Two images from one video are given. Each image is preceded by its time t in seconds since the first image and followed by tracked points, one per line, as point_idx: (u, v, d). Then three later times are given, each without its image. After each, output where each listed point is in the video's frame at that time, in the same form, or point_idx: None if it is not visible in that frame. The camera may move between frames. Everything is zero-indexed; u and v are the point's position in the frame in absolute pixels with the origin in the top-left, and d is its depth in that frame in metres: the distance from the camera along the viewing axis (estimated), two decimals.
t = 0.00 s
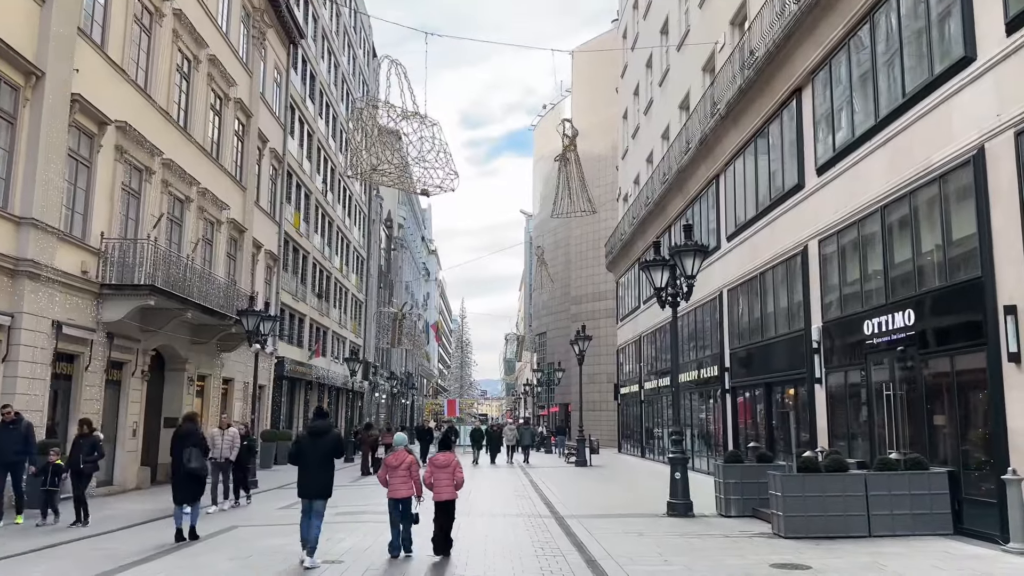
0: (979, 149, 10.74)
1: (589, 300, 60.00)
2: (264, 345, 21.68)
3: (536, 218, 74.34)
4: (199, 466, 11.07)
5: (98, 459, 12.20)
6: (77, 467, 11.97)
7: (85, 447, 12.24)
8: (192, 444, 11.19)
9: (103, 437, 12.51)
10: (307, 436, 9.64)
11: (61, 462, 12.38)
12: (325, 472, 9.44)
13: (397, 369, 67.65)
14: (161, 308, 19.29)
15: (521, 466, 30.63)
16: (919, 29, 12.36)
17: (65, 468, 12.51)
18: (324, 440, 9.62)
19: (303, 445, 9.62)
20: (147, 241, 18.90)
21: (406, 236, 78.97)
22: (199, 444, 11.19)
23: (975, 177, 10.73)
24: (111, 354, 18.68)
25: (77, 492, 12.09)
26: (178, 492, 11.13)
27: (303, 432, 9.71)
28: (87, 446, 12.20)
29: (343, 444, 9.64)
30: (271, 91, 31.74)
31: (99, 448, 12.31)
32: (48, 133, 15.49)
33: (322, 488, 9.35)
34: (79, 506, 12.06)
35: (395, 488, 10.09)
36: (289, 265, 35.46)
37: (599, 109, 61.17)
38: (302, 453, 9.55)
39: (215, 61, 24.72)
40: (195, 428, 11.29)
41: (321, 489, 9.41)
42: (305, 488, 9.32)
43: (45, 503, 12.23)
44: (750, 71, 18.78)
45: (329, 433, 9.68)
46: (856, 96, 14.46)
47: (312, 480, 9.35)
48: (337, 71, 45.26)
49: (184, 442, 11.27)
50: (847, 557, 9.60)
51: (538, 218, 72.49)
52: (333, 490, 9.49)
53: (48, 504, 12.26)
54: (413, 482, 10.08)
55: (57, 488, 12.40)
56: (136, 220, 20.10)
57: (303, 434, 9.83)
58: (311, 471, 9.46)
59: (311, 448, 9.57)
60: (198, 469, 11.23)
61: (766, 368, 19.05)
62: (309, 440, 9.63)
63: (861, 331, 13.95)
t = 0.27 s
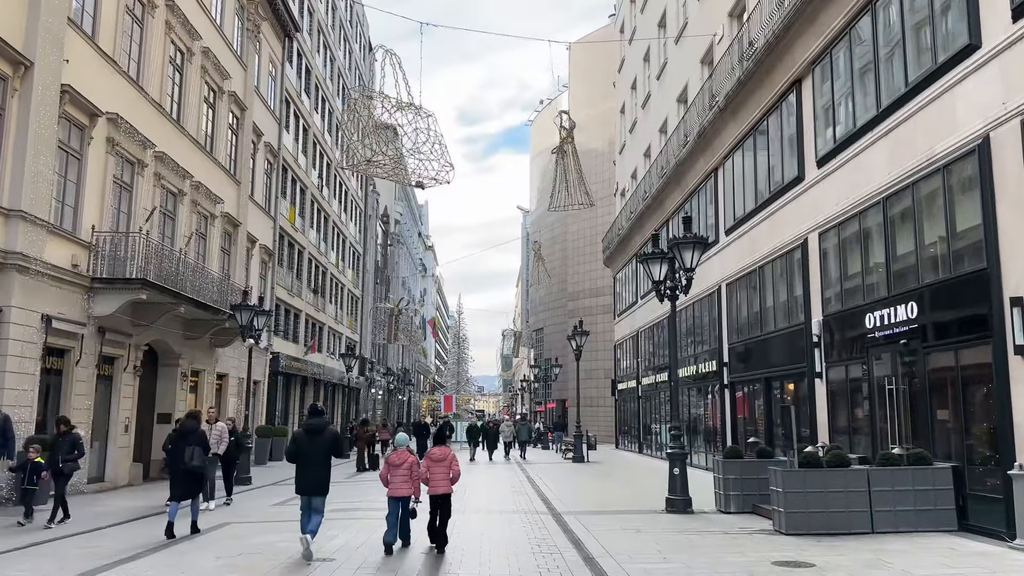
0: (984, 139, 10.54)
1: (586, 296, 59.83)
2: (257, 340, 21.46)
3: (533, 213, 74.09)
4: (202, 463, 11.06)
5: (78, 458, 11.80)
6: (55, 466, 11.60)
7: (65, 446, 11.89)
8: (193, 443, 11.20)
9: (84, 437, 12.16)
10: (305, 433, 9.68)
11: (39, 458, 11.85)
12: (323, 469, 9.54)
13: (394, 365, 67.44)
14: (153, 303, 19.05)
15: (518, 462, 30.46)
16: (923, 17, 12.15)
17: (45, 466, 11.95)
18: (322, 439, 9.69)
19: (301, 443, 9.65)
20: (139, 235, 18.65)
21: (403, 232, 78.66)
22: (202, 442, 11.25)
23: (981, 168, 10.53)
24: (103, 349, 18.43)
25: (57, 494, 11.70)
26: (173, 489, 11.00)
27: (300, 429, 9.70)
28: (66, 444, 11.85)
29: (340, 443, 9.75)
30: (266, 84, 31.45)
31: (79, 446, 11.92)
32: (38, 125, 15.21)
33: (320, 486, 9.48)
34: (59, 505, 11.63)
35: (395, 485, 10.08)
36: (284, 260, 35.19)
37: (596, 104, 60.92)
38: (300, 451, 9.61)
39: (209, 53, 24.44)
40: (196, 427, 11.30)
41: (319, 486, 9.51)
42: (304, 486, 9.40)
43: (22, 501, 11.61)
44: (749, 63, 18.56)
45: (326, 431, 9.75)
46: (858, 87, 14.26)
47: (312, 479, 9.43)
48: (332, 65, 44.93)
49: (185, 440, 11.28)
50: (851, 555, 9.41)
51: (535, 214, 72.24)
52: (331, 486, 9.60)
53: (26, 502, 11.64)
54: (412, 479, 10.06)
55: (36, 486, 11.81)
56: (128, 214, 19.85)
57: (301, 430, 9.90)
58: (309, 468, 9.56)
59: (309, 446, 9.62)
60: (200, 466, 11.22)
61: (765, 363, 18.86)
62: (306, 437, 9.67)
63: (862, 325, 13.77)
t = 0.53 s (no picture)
0: (998, 129, 10.28)
1: (588, 292, 59.60)
2: (256, 336, 21.24)
3: (534, 209, 73.81)
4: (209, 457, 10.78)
5: (65, 454, 11.67)
6: (42, 464, 11.44)
7: (50, 443, 11.75)
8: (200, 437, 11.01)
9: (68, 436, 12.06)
10: (307, 429, 9.66)
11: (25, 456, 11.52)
12: (327, 463, 9.49)
13: (395, 362, 67.26)
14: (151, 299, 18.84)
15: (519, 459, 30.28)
16: (933, 5, 11.89)
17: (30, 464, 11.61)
18: (324, 433, 9.64)
19: (304, 439, 9.65)
20: (135, 231, 18.43)
21: (403, 228, 78.36)
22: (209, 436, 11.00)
23: (994, 159, 10.28)
24: (99, 346, 18.21)
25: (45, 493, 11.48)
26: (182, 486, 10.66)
27: (302, 427, 9.72)
28: (52, 441, 11.71)
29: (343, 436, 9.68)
30: (264, 79, 31.20)
31: (65, 442, 11.82)
32: (31, 118, 14.95)
33: (325, 480, 9.42)
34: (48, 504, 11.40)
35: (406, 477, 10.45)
36: (284, 257, 34.95)
37: (597, 99, 60.63)
38: (303, 446, 9.60)
39: (206, 47, 24.18)
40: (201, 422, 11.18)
41: (323, 480, 9.46)
42: (307, 481, 9.37)
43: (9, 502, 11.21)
44: (754, 54, 18.30)
45: (328, 426, 9.69)
46: (865, 78, 14.01)
47: (314, 473, 9.40)
48: (332, 60, 44.65)
49: (192, 435, 11.05)
50: (861, 555, 9.19)
51: (536, 210, 71.97)
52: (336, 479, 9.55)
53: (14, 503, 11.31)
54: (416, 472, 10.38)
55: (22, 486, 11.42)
56: (124, 209, 19.62)
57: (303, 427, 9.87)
58: (312, 462, 9.51)
59: (311, 441, 9.60)
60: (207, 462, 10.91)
61: (769, 359, 18.63)
62: (309, 433, 9.65)
63: (869, 320, 13.55)
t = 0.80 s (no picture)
0: (1021, 113, 9.99)
1: (596, 286, 59.35)
2: (264, 331, 21.08)
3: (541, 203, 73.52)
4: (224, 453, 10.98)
5: (61, 451, 11.21)
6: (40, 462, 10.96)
7: (47, 440, 11.26)
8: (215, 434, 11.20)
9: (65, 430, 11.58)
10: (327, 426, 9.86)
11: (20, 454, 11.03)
12: (346, 459, 9.70)
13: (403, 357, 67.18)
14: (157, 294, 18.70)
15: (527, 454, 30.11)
16: None
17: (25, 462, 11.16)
18: (343, 430, 9.83)
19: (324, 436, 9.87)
20: (142, 225, 18.28)
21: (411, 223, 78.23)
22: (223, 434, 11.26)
23: (1017, 145, 10.00)
24: (105, 341, 18.08)
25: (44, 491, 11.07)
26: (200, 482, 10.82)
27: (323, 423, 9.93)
28: (48, 438, 11.23)
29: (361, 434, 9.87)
30: (271, 73, 31.02)
31: (63, 439, 11.33)
32: (35, 111, 14.77)
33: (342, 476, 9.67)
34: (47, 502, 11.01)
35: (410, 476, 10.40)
36: (291, 252, 34.80)
37: (605, 92, 60.28)
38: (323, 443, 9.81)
39: (211, 40, 24.00)
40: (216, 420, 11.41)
41: (341, 475, 9.70)
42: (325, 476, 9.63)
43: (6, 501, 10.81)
44: (766, 43, 18.00)
45: (347, 423, 9.88)
46: (881, 64, 13.72)
47: (332, 469, 9.63)
48: (338, 54, 44.44)
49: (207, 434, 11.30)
50: (881, 551, 8.96)
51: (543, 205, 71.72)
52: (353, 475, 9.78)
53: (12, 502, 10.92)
54: (427, 469, 10.37)
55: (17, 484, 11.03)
56: (130, 203, 19.48)
57: (323, 422, 10.08)
58: (331, 457, 9.72)
59: (330, 438, 9.80)
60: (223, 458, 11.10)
61: (782, 352, 18.37)
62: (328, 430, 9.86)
63: (886, 312, 13.30)
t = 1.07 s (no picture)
0: None
1: (612, 280, 59.03)
2: (280, 327, 20.94)
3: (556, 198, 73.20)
4: (248, 450, 11.34)
5: (65, 451, 10.56)
6: (42, 461, 10.31)
7: (50, 438, 10.64)
8: (238, 429, 11.58)
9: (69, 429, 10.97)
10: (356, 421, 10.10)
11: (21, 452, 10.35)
12: (372, 454, 9.87)
13: (418, 353, 67.05)
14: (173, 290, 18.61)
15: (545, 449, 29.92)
16: None
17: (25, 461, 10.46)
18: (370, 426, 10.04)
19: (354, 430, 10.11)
20: (157, 221, 18.17)
21: (425, 219, 78.14)
22: (245, 428, 11.56)
23: None
24: (121, 338, 18.01)
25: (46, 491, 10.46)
26: (225, 478, 11.28)
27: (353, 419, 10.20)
28: (52, 437, 10.60)
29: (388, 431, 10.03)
30: (285, 68, 30.91)
31: (67, 438, 10.72)
32: (48, 106, 14.64)
33: (366, 469, 9.79)
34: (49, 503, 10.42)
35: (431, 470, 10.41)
36: (306, 248, 34.72)
37: (619, 84, 59.85)
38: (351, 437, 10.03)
39: (225, 35, 23.87)
40: (239, 414, 11.74)
41: (366, 469, 9.84)
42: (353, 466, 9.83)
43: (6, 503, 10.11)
44: (788, 30, 17.61)
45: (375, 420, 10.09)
46: (909, 49, 13.33)
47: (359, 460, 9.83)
48: (352, 49, 44.31)
49: (231, 427, 11.62)
50: (915, 550, 8.67)
51: (558, 199, 71.42)
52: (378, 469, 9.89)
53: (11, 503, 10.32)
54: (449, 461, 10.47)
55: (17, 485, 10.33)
56: (145, 200, 19.40)
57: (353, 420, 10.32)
58: (359, 451, 9.92)
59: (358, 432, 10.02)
60: (246, 452, 11.47)
61: (806, 346, 18.04)
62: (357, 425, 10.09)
63: (914, 303, 12.97)
